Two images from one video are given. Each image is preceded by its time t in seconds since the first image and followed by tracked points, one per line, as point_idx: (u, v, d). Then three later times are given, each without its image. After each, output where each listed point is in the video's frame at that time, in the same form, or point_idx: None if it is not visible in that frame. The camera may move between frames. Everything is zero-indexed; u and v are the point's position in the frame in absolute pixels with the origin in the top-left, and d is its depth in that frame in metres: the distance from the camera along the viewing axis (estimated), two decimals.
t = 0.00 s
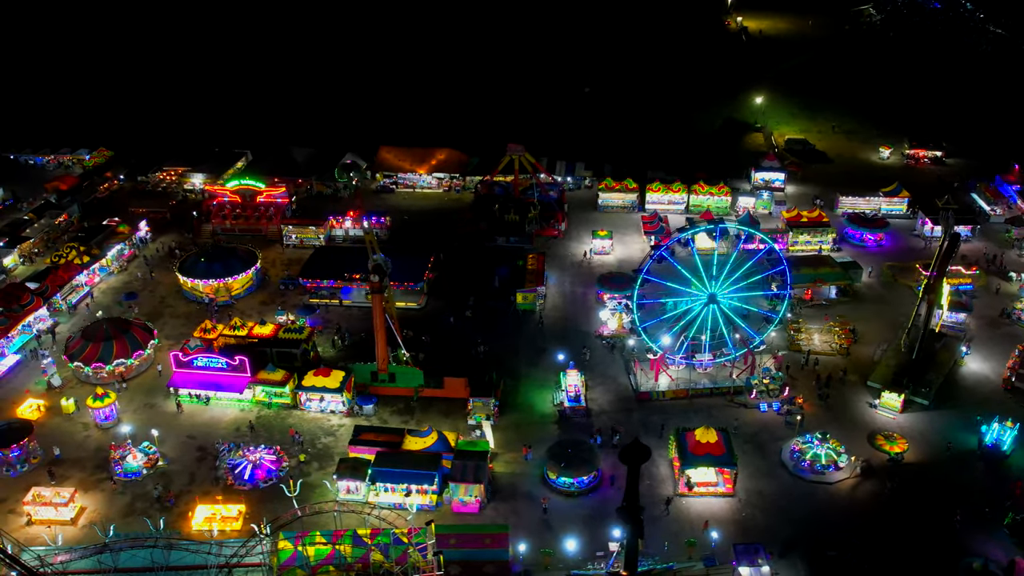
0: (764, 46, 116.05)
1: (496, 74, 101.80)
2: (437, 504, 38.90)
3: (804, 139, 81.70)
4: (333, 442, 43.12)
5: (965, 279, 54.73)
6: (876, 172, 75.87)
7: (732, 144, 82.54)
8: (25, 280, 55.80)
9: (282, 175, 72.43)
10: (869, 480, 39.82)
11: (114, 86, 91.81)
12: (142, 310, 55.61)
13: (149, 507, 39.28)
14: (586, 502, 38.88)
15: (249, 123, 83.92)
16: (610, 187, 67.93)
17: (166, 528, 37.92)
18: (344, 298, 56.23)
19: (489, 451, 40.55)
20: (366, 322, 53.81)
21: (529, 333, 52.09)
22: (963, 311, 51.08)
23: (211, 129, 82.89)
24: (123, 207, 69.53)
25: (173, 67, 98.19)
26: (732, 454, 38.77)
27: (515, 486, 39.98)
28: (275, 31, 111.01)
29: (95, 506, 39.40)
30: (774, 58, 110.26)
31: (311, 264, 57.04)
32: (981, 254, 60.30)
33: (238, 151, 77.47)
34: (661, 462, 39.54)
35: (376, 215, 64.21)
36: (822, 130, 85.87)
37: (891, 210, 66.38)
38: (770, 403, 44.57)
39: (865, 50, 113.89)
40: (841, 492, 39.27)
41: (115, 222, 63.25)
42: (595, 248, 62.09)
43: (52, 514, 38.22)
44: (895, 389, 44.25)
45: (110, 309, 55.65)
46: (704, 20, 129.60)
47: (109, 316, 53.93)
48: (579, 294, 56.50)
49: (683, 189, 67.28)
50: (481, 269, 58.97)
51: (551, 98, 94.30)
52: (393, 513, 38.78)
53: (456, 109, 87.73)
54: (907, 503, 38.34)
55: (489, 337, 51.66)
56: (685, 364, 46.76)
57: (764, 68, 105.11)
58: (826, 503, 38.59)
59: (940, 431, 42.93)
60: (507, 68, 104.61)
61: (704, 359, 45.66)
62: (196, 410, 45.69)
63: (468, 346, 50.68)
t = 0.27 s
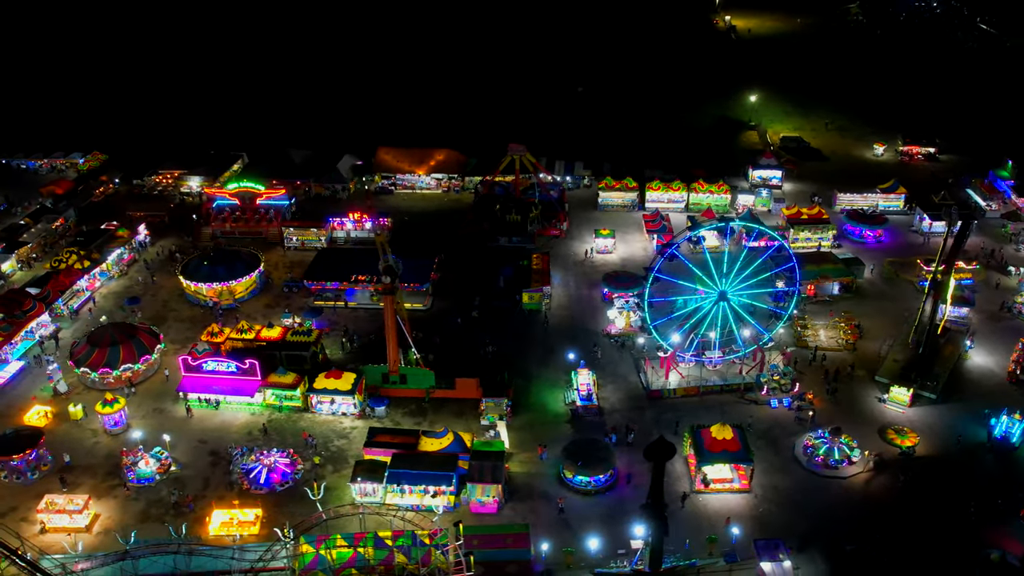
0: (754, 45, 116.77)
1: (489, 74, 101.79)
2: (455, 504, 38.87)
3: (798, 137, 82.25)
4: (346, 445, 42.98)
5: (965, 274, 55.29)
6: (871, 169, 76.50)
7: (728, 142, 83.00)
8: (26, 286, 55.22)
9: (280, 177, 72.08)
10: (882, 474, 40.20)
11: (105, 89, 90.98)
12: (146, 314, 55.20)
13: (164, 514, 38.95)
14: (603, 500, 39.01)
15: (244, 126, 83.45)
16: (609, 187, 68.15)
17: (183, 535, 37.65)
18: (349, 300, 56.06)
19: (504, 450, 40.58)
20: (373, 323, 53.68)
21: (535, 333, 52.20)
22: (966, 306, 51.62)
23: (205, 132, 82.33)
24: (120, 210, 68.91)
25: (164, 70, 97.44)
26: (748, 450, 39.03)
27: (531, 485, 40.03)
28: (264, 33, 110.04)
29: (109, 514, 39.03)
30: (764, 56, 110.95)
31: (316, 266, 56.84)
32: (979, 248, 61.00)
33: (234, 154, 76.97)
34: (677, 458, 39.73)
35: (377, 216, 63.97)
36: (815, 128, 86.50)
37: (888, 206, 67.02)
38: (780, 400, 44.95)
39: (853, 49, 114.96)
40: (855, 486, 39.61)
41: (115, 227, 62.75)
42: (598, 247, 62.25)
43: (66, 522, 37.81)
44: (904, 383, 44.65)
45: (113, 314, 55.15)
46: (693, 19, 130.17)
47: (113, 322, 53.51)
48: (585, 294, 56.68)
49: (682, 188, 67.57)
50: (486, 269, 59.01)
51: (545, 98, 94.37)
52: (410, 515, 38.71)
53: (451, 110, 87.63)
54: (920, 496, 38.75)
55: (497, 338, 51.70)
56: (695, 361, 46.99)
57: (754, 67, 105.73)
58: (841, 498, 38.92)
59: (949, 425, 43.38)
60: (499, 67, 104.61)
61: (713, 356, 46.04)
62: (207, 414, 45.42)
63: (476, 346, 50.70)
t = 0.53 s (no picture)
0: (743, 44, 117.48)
1: (482, 74, 101.78)
2: (473, 505, 38.83)
3: (793, 135, 82.86)
4: (360, 447, 42.86)
5: (965, 269, 55.97)
6: (865, 166, 77.21)
7: (723, 141, 83.47)
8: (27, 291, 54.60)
9: (278, 179, 71.71)
10: (895, 468, 40.59)
11: (96, 92, 90.12)
12: (149, 319, 54.76)
13: (179, 520, 38.65)
14: (620, 498, 39.11)
15: (238, 128, 82.96)
16: (610, 186, 68.35)
17: (200, 540, 37.39)
18: (355, 302, 55.89)
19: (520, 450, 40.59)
20: (380, 325, 53.55)
21: (543, 332, 52.27)
22: (968, 300, 52.23)
23: (200, 134, 81.75)
24: (117, 214, 68.30)
25: (154, 73, 96.66)
26: (763, 447, 39.31)
27: (548, 484, 40.06)
28: (254, 35, 109.44)
29: (123, 520, 38.71)
30: (754, 55, 111.67)
31: (320, 269, 56.63)
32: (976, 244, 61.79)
33: (230, 156, 76.49)
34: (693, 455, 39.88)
35: (379, 217, 63.84)
36: (808, 126, 87.16)
37: (885, 203, 67.65)
38: (791, 396, 45.29)
39: (840, 49, 116.11)
40: (869, 480, 39.96)
41: (114, 231, 62.19)
42: (600, 246, 62.43)
43: (80, 529, 37.55)
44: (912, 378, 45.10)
45: (116, 319, 54.67)
46: (681, 18, 130.77)
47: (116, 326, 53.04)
48: (590, 293, 56.81)
49: (682, 186, 67.86)
50: (490, 270, 59.01)
51: (538, 98, 94.48)
52: (428, 516, 38.65)
53: (446, 110, 87.55)
54: (933, 489, 39.17)
55: (505, 338, 51.71)
56: (704, 359, 47.24)
57: (745, 66, 106.42)
58: (855, 492, 39.25)
59: (957, 418, 43.86)
60: (492, 68, 104.62)
61: (723, 354, 46.27)
62: (217, 418, 45.13)
63: (485, 346, 50.68)
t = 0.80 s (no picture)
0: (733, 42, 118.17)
1: (475, 74, 101.70)
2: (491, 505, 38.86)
3: (787, 132, 83.41)
4: (374, 449, 42.77)
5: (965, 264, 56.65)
6: (860, 163, 77.88)
7: (718, 139, 83.89)
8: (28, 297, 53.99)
9: (276, 181, 71.31)
10: (907, 461, 41.00)
11: (86, 95, 89.24)
12: (153, 323, 54.34)
13: (196, 525, 38.40)
14: (637, 496, 39.26)
15: (234, 130, 82.46)
16: (610, 185, 68.54)
17: (218, 545, 37.19)
18: (360, 303, 55.70)
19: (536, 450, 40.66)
20: (386, 326, 53.43)
21: (550, 331, 52.35)
22: (971, 295, 52.83)
23: (194, 137, 81.15)
24: (114, 219, 67.69)
25: (145, 76, 95.87)
26: (778, 442, 39.59)
27: (564, 483, 40.15)
28: (244, 37, 108.82)
29: (139, 527, 38.40)
30: (744, 54, 112.32)
31: (324, 271, 56.38)
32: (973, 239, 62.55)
33: (227, 159, 75.99)
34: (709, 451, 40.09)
35: (381, 219, 63.72)
36: (802, 123, 87.78)
37: (882, 199, 68.25)
38: (801, 391, 45.65)
39: (828, 48, 117.14)
40: (882, 474, 40.33)
41: (113, 235, 61.64)
42: (602, 245, 62.59)
43: (96, 537, 37.19)
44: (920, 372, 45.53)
45: (119, 324, 54.20)
46: (670, 17, 131.29)
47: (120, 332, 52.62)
48: (595, 292, 56.97)
49: (682, 185, 68.13)
50: (494, 270, 59.01)
51: (532, 98, 94.56)
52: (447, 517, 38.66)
53: (441, 111, 87.43)
54: (946, 482, 39.61)
55: (513, 337, 51.74)
56: (714, 356, 47.53)
57: (736, 65, 107.06)
58: (870, 486, 39.60)
59: (965, 412, 44.38)
60: (485, 68, 104.58)
61: (732, 351, 46.61)
62: (228, 422, 44.87)
63: (493, 346, 50.68)
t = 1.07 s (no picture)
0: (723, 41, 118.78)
1: (464, 75, 101.16)
2: (510, 505, 38.97)
3: (782, 130, 83.93)
4: (388, 451, 42.67)
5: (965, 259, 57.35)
6: (855, 159, 78.52)
7: (713, 137, 84.29)
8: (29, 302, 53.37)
9: (275, 183, 70.92)
10: (919, 455, 41.41)
11: (77, 99, 88.35)
12: (157, 328, 53.91)
13: (213, 530, 38.14)
14: (655, 494, 39.40)
15: (229, 133, 81.95)
16: (610, 184, 68.73)
17: (237, 550, 36.97)
18: (366, 305, 55.51)
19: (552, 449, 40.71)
20: (393, 328, 53.30)
21: (558, 331, 52.41)
22: (972, 290, 53.46)
23: (188, 140, 80.55)
24: (112, 223, 67.06)
25: (135, 78, 95.03)
26: (792, 438, 39.84)
27: (581, 482, 40.21)
28: (234, 39, 108.15)
29: (155, 533, 38.06)
30: (734, 52, 112.94)
31: (329, 272, 56.13)
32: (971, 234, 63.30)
33: (223, 161, 75.47)
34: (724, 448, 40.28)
35: (383, 220, 63.57)
36: (795, 121, 88.36)
37: (878, 195, 68.83)
38: (811, 387, 45.99)
39: (817, 46, 118.01)
40: (895, 468, 40.70)
41: (112, 239, 61.05)
42: (605, 244, 62.76)
43: (112, 543, 36.90)
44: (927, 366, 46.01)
45: (123, 328, 53.74)
46: (659, 16, 131.72)
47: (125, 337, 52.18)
48: (600, 291, 57.08)
49: (682, 183, 68.42)
50: (499, 270, 59.01)
51: (526, 98, 94.60)
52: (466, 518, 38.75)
53: (436, 112, 87.30)
54: (958, 475, 40.06)
55: (521, 337, 51.76)
56: (723, 353, 47.74)
57: (727, 63, 107.63)
58: (883, 479, 39.96)
59: (973, 405, 44.88)
60: (477, 68, 104.49)
61: (742, 348, 46.78)
62: (239, 426, 44.61)
63: (502, 346, 50.70)
